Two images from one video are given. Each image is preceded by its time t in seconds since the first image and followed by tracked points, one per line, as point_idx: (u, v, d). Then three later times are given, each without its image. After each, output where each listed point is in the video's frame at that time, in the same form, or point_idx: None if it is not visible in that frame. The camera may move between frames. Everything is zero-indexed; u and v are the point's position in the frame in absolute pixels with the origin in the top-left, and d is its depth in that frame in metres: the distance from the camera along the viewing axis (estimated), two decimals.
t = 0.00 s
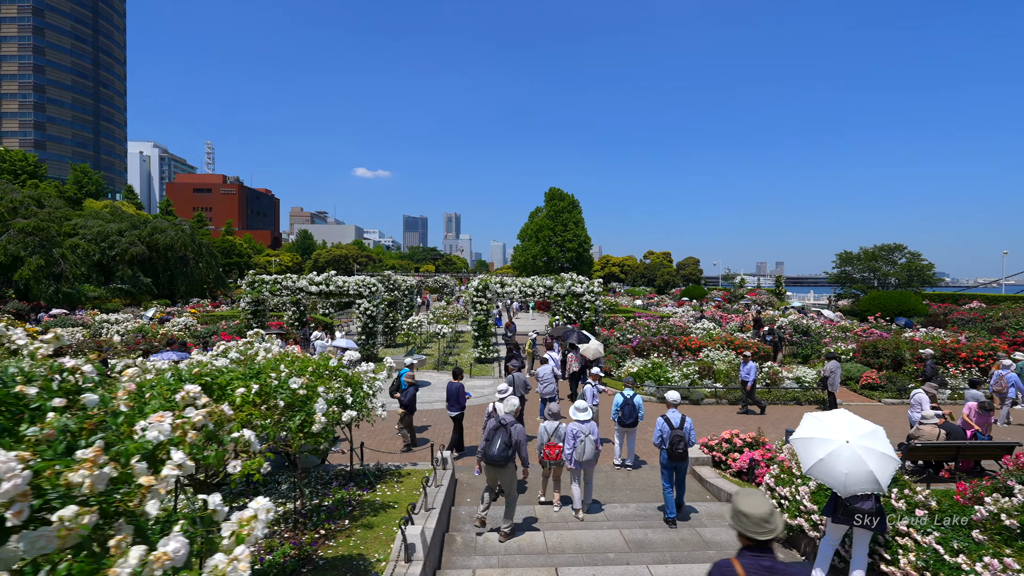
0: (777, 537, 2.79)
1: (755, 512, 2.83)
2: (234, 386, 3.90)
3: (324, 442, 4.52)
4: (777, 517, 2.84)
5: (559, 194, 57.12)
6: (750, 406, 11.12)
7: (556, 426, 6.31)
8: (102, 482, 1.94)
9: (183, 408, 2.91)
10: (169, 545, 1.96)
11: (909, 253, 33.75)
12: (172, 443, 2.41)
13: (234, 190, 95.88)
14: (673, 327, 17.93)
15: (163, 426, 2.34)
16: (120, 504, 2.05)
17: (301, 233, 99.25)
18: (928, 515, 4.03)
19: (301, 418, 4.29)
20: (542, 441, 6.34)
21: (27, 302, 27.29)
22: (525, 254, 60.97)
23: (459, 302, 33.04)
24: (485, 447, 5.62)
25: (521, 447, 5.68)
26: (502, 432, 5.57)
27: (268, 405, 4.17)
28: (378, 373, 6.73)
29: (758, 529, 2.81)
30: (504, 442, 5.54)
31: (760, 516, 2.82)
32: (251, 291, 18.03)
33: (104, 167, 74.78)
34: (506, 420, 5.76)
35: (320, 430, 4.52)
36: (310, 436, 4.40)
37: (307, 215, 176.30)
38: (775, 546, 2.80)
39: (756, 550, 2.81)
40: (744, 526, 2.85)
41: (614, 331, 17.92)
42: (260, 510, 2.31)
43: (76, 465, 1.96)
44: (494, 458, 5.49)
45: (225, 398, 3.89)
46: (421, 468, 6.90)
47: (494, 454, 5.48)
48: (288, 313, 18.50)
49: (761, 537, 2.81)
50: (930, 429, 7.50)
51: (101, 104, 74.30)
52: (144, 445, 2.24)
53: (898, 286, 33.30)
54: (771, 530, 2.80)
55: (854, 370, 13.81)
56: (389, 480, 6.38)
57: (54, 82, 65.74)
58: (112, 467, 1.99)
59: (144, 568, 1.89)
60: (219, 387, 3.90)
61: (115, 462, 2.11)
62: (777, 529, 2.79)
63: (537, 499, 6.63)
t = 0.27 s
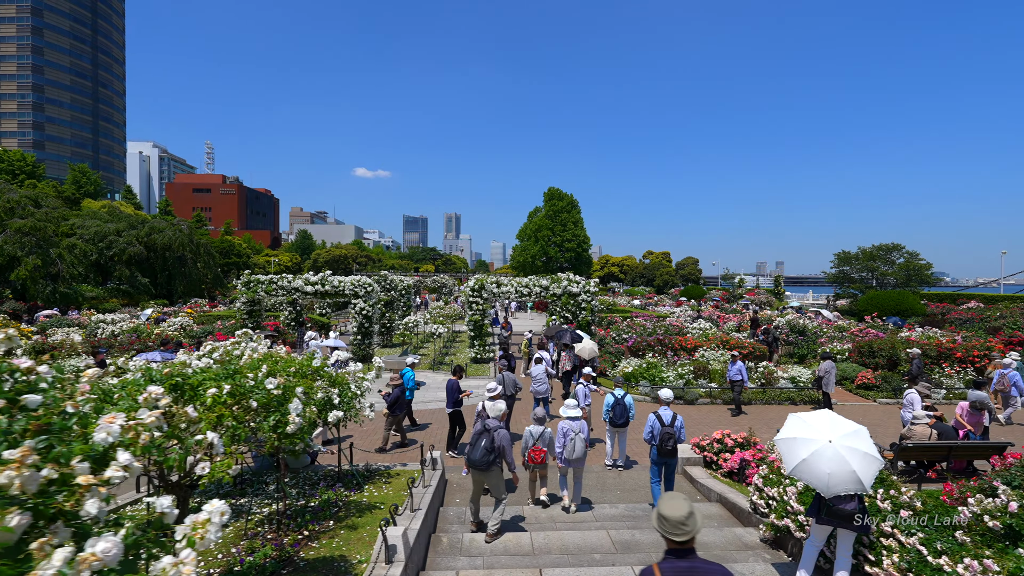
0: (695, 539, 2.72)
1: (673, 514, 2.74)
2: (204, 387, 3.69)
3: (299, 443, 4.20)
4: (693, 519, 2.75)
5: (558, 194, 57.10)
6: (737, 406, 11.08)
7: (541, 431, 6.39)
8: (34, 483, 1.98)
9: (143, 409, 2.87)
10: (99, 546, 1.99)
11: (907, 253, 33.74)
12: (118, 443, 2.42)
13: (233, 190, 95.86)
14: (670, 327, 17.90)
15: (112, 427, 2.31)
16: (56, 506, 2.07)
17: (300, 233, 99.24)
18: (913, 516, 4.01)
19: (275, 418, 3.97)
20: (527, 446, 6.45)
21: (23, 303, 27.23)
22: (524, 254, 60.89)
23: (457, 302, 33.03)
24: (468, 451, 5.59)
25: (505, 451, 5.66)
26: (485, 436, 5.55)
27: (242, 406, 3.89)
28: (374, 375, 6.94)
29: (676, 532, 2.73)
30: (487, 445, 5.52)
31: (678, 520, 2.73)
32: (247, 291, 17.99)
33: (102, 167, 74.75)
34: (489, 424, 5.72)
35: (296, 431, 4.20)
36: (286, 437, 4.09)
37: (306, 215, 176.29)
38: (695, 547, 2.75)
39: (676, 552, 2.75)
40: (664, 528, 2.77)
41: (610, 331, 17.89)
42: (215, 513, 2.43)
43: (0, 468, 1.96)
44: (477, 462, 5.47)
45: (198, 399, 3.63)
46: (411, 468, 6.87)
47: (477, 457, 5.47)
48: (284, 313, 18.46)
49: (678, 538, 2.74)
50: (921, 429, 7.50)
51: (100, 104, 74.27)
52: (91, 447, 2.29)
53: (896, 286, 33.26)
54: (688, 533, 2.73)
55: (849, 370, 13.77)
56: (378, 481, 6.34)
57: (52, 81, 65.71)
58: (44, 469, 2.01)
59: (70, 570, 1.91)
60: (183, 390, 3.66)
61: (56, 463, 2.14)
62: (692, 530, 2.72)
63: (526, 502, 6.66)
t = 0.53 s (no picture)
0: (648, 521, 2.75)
1: (626, 498, 2.74)
2: (173, 387, 3.58)
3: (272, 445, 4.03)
4: (645, 502, 2.75)
5: (557, 193, 57.04)
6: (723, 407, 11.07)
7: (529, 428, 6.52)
8: None
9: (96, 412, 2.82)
10: (23, 559, 1.99)
11: (906, 253, 33.67)
12: (59, 447, 2.40)
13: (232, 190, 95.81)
14: (666, 327, 17.88)
15: (51, 429, 2.32)
16: None
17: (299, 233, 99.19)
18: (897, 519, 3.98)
19: (247, 419, 3.85)
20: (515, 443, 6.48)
21: (20, 302, 27.18)
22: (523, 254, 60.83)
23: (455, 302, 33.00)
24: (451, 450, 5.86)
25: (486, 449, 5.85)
26: (466, 436, 5.73)
27: (209, 408, 3.76)
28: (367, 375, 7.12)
29: (630, 512, 2.74)
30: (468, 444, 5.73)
31: (632, 503, 2.74)
32: (242, 291, 17.91)
33: (101, 167, 74.70)
34: (472, 424, 5.89)
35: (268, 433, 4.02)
36: (257, 438, 3.93)
37: (306, 215, 176.27)
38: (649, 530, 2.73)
39: (630, 536, 2.73)
40: (618, 510, 2.78)
41: (606, 331, 17.85)
42: (159, 515, 2.39)
43: None
44: (460, 461, 5.71)
45: (164, 402, 3.50)
46: (399, 468, 6.82)
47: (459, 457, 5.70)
48: (279, 313, 18.38)
49: (633, 520, 2.75)
50: (913, 429, 7.48)
51: (99, 104, 74.19)
52: (29, 451, 2.29)
53: (894, 286, 33.23)
54: (641, 513, 2.75)
55: (845, 370, 13.73)
56: (364, 482, 6.28)
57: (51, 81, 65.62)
58: None
59: None
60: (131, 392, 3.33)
61: None
62: (644, 511, 2.73)
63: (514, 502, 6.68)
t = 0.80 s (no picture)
0: (625, 514, 2.94)
1: (607, 490, 2.98)
2: (139, 392, 3.45)
3: (244, 451, 3.93)
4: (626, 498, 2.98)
5: (556, 193, 56.98)
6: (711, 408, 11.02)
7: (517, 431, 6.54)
8: None
9: (43, 418, 2.87)
10: None
11: (904, 253, 33.59)
12: None
13: (232, 190, 95.74)
14: (663, 327, 17.82)
15: None
16: None
17: (299, 233, 99.08)
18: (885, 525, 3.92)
19: (216, 425, 3.77)
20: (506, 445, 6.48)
21: (16, 302, 27.13)
22: (522, 254, 60.75)
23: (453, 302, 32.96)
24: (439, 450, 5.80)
25: (474, 449, 5.83)
26: (454, 435, 5.72)
27: (173, 413, 3.68)
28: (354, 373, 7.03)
29: (610, 504, 2.97)
30: (456, 443, 5.71)
31: (613, 495, 2.97)
32: (236, 292, 17.81)
33: (100, 166, 74.63)
34: (461, 424, 5.88)
35: (239, 438, 3.92)
36: (226, 445, 3.84)
37: (305, 215, 176.19)
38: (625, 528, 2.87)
39: (607, 527, 2.91)
40: (600, 502, 3.00)
41: (602, 332, 17.80)
42: (101, 531, 2.50)
43: None
44: (447, 461, 5.67)
45: (126, 406, 3.41)
46: (387, 471, 6.75)
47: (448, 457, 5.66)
48: (275, 313, 18.31)
49: (612, 513, 2.97)
50: (908, 432, 7.40)
51: (98, 104, 74.11)
52: None
53: (893, 286, 33.17)
54: (618, 506, 2.96)
55: (841, 371, 13.66)
56: (351, 485, 6.22)
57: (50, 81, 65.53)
58: None
59: None
60: (81, 399, 3.16)
61: None
62: (622, 506, 2.94)
63: (502, 505, 6.61)
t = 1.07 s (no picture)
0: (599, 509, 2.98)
1: (584, 485, 2.98)
2: (100, 396, 3.42)
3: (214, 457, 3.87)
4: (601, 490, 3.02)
5: (555, 193, 56.92)
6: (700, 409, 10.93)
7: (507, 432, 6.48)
8: None
9: None
10: None
11: (903, 253, 33.48)
12: None
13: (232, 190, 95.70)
14: (660, 327, 17.74)
15: None
16: None
17: (298, 233, 98.98)
18: (875, 531, 3.85)
19: (184, 430, 3.70)
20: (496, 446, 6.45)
21: (12, 302, 27.09)
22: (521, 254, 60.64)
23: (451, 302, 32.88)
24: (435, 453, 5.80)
25: (471, 452, 5.85)
26: (452, 438, 5.75)
27: (138, 417, 3.60)
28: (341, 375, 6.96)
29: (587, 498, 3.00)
30: (453, 446, 5.73)
31: (588, 489, 2.98)
32: (231, 292, 17.66)
33: (99, 166, 74.59)
34: (459, 427, 5.91)
35: (209, 443, 3.86)
36: (194, 450, 3.76)
37: (305, 215, 176.09)
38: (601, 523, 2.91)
39: (583, 521, 3.00)
40: (576, 495, 3.03)
41: (599, 332, 17.72)
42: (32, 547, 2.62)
43: None
44: (443, 463, 5.67)
45: (88, 412, 3.36)
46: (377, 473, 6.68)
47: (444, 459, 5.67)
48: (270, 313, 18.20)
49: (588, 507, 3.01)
50: (903, 434, 7.32)
51: (97, 104, 74.04)
52: None
53: (892, 286, 33.06)
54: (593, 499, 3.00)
55: (838, 372, 13.56)
56: (338, 487, 6.13)
57: (48, 81, 65.47)
58: None
59: None
60: (35, 404, 3.08)
61: None
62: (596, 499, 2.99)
63: (491, 508, 6.56)
